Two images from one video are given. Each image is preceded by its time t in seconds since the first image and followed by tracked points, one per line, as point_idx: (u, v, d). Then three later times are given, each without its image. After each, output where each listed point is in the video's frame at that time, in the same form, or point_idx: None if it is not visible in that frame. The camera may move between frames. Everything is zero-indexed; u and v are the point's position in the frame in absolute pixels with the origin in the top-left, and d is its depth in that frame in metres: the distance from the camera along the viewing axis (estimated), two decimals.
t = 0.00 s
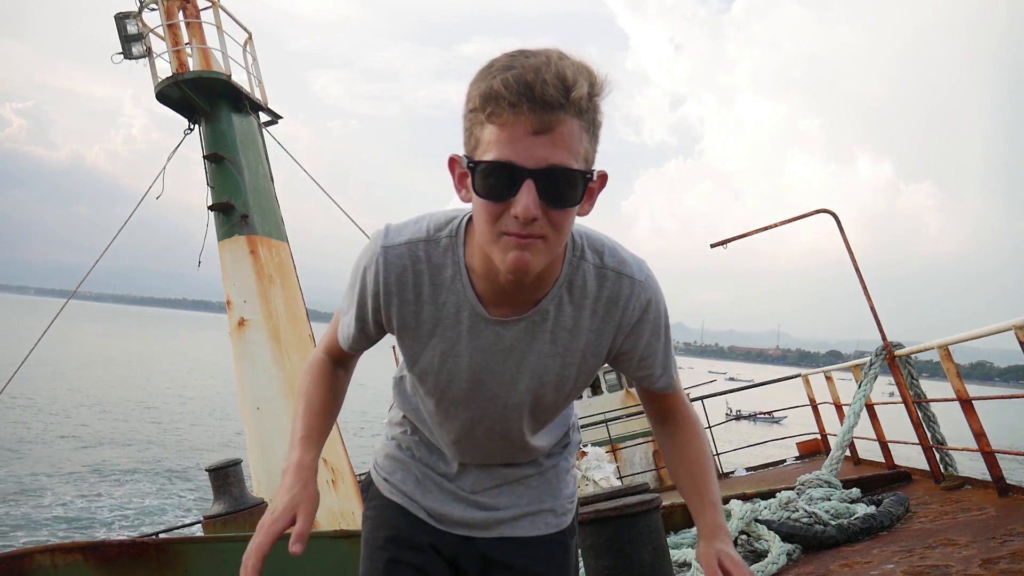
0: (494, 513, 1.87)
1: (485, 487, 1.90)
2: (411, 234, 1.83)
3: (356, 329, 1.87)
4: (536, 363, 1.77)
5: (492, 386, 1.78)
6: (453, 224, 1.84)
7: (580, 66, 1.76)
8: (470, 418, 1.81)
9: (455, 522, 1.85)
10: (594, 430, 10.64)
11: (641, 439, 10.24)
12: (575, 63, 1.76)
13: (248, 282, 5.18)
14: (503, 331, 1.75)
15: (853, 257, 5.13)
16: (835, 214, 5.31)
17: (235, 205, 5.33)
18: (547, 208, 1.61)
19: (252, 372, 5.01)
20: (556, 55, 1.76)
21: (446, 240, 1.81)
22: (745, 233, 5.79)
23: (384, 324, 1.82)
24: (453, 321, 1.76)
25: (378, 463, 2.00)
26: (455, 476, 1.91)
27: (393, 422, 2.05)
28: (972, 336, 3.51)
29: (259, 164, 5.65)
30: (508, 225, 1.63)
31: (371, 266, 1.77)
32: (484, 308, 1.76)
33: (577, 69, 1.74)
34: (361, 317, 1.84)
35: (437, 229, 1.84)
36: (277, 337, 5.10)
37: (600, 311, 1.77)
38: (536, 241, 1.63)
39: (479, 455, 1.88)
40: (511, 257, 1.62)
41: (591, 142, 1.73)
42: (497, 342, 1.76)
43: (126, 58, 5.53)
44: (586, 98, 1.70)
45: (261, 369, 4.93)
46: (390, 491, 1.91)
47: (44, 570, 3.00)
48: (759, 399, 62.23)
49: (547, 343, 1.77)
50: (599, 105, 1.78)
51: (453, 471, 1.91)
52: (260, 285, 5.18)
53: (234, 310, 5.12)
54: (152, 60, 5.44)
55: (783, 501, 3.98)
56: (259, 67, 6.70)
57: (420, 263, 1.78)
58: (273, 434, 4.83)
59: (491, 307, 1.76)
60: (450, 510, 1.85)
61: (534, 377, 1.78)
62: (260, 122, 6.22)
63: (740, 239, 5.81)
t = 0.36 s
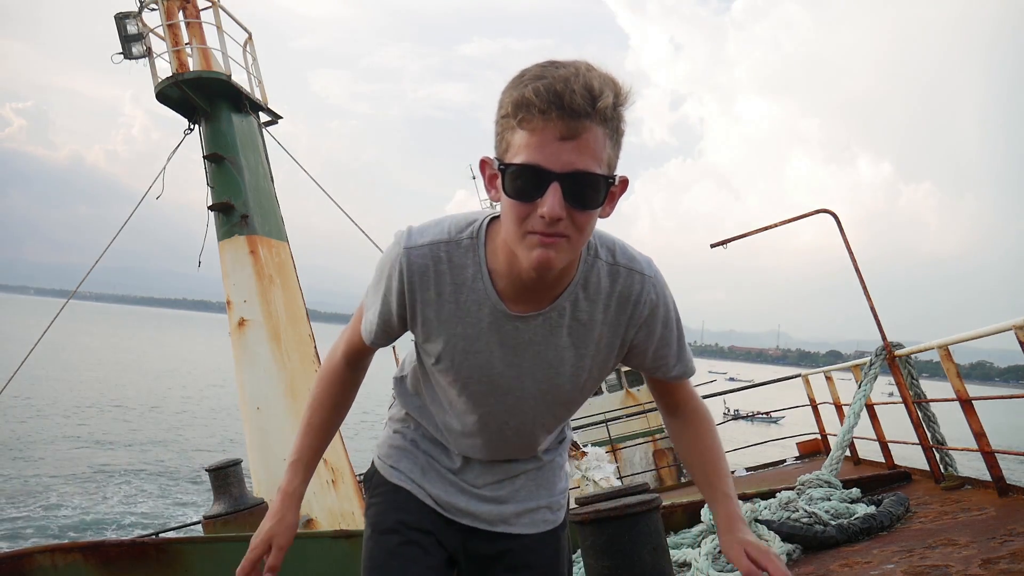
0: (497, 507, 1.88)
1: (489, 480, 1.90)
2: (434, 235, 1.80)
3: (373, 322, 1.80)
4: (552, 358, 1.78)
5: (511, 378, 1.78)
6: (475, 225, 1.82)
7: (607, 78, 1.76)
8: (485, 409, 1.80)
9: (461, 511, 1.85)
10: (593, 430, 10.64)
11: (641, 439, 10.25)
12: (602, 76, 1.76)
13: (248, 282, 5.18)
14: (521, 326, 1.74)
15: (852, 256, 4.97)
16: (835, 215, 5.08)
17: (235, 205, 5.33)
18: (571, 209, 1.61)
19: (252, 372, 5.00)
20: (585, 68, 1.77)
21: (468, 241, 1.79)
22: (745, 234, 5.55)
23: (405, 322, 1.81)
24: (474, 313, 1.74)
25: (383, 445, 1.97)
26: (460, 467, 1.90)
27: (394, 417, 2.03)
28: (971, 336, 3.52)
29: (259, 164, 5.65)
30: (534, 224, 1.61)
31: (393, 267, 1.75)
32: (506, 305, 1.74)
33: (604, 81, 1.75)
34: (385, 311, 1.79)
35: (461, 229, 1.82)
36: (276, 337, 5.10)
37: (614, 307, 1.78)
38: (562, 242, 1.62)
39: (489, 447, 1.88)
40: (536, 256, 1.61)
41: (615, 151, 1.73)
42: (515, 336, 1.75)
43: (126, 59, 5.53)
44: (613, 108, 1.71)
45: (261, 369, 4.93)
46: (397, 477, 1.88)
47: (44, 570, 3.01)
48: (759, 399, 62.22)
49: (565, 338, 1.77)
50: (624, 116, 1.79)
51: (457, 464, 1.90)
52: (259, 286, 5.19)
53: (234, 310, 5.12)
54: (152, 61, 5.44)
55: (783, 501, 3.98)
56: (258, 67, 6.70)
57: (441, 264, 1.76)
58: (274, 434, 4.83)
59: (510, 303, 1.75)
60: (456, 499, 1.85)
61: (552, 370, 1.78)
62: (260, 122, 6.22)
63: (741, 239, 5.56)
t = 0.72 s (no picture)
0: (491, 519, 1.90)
1: (483, 491, 1.91)
2: (421, 238, 1.76)
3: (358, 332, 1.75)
4: (544, 371, 1.78)
5: (504, 385, 1.77)
6: (464, 226, 1.80)
7: (599, 70, 1.76)
8: (480, 421, 1.80)
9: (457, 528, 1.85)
10: (593, 430, 10.65)
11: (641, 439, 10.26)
12: (593, 68, 1.76)
13: (248, 282, 5.17)
14: (513, 329, 1.73)
15: (852, 256, 5.10)
16: (835, 215, 5.27)
17: (234, 205, 5.33)
18: (566, 208, 1.60)
19: (252, 372, 5.00)
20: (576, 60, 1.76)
21: (457, 243, 1.76)
22: (745, 233, 5.83)
23: (396, 326, 1.76)
24: (465, 328, 1.72)
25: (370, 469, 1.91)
26: (452, 482, 1.88)
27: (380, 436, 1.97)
28: (971, 336, 3.52)
29: (259, 164, 5.65)
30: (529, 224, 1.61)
31: (381, 274, 1.70)
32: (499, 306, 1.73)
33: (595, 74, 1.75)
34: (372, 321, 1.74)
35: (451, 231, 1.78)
36: (277, 337, 5.09)
37: (607, 307, 1.78)
38: (558, 241, 1.62)
39: (482, 456, 1.88)
40: (531, 257, 1.59)
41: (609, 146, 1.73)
42: (508, 341, 1.74)
43: (126, 58, 5.53)
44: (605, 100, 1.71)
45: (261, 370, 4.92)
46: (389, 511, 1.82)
47: (44, 569, 3.02)
48: (759, 399, 62.19)
49: (557, 340, 1.77)
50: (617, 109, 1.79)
51: (449, 479, 1.88)
52: (259, 285, 5.18)
53: (234, 310, 5.12)
54: (152, 61, 5.44)
55: (783, 501, 3.98)
56: (258, 66, 6.70)
57: (432, 266, 1.73)
58: (274, 435, 4.83)
59: (504, 304, 1.73)
60: (451, 518, 1.85)
61: (544, 373, 1.78)
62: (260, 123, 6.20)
63: (740, 238, 5.85)
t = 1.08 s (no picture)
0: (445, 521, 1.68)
1: (429, 495, 1.67)
2: (415, 244, 1.40)
3: (340, 350, 1.35)
4: (523, 363, 1.53)
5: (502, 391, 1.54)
6: (461, 227, 1.47)
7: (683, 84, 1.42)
8: (466, 428, 1.56)
9: (416, 540, 1.63)
10: (593, 430, 10.68)
11: (641, 439, 10.29)
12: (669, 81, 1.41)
13: (248, 282, 5.17)
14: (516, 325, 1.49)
15: (853, 255, 4.49)
16: (836, 214, 4.63)
17: (235, 205, 5.32)
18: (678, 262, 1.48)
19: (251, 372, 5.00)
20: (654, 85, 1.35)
21: (455, 245, 1.43)
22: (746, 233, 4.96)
23: (383, 344, 1.42)
24: (450, 325, 1.41)
25: (316, 486, 1.64)
26: (409, 490, 1.64)
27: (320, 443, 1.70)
28: (971, 336, 3.52)
29: (259, 164, 5.64)
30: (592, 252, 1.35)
31: (370, 282, 1.32)
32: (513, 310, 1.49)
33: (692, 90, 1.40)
34: (352, 339, 1.35)
35: (443, 242, 1.42)
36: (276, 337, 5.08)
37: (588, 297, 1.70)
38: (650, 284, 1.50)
39: (449, 461, 1.64)
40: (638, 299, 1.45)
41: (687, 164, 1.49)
42: (508, 338, 1.48)
43: (126, 58, 5.53)
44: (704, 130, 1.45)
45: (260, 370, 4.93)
46: (336, 532, 1.59)
47: (44, 569, 3.02)
48: (759, 399, 62.25)
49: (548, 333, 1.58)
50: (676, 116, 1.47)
51: (408, 486, 1.63)
52: (259, 285, 5.19)
53: (234, 310, 5.13)
54: (152, 61, 5.45)
55: (783, 501, 3.98)
56: (258, 67, 6.69)
57: (429, 274, 1.38)
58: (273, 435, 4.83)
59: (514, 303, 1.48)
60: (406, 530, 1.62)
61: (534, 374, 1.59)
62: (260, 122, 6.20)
63: (741, 239, 4.97)
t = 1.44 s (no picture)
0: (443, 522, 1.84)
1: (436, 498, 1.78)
2: (514, 198, 1.30)
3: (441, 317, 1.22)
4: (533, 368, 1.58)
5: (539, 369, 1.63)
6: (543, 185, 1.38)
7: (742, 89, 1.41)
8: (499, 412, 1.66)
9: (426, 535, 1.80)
10: (593, 430, 10.68)
11: (641, 439, 10.30)
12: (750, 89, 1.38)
13: (248, 282, 5.18)
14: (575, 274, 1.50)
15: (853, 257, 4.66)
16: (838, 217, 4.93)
17: (235, 205, 5.32)
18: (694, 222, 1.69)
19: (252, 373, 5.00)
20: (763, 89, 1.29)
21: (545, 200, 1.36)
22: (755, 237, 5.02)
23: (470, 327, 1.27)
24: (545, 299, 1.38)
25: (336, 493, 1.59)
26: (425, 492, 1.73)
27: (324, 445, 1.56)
28: (971, 336, 3.52)
29: (259, 165, 5.65)
30: (642, 171, 1.25)
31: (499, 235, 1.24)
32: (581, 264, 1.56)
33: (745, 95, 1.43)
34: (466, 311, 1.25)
35: (537, 196, 1.34)
36: (276, 338, 5.07)
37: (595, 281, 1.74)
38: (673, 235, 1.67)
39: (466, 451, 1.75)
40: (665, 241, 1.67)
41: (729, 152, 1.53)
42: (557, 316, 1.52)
43: (126, 58, 5.52)
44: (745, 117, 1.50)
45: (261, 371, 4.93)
46: (370, 535, 1.64)
47: (44, 569, 3.03)
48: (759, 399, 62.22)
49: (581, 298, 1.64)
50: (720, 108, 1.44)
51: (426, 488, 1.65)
52: (259, 286, 5.19)
53: (234, 311, 5.13)
54: (152, 61, 5.45)
55: (783, 501, 3.98)
56: (258, 67, 6.68)
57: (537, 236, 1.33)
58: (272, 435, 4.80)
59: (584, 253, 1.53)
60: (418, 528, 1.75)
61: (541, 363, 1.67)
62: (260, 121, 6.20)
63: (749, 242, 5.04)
